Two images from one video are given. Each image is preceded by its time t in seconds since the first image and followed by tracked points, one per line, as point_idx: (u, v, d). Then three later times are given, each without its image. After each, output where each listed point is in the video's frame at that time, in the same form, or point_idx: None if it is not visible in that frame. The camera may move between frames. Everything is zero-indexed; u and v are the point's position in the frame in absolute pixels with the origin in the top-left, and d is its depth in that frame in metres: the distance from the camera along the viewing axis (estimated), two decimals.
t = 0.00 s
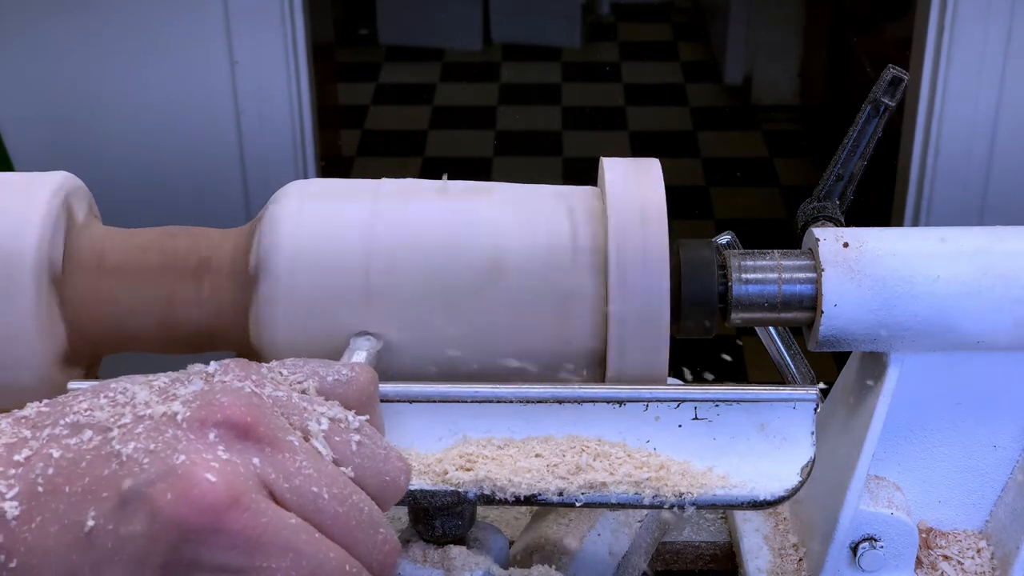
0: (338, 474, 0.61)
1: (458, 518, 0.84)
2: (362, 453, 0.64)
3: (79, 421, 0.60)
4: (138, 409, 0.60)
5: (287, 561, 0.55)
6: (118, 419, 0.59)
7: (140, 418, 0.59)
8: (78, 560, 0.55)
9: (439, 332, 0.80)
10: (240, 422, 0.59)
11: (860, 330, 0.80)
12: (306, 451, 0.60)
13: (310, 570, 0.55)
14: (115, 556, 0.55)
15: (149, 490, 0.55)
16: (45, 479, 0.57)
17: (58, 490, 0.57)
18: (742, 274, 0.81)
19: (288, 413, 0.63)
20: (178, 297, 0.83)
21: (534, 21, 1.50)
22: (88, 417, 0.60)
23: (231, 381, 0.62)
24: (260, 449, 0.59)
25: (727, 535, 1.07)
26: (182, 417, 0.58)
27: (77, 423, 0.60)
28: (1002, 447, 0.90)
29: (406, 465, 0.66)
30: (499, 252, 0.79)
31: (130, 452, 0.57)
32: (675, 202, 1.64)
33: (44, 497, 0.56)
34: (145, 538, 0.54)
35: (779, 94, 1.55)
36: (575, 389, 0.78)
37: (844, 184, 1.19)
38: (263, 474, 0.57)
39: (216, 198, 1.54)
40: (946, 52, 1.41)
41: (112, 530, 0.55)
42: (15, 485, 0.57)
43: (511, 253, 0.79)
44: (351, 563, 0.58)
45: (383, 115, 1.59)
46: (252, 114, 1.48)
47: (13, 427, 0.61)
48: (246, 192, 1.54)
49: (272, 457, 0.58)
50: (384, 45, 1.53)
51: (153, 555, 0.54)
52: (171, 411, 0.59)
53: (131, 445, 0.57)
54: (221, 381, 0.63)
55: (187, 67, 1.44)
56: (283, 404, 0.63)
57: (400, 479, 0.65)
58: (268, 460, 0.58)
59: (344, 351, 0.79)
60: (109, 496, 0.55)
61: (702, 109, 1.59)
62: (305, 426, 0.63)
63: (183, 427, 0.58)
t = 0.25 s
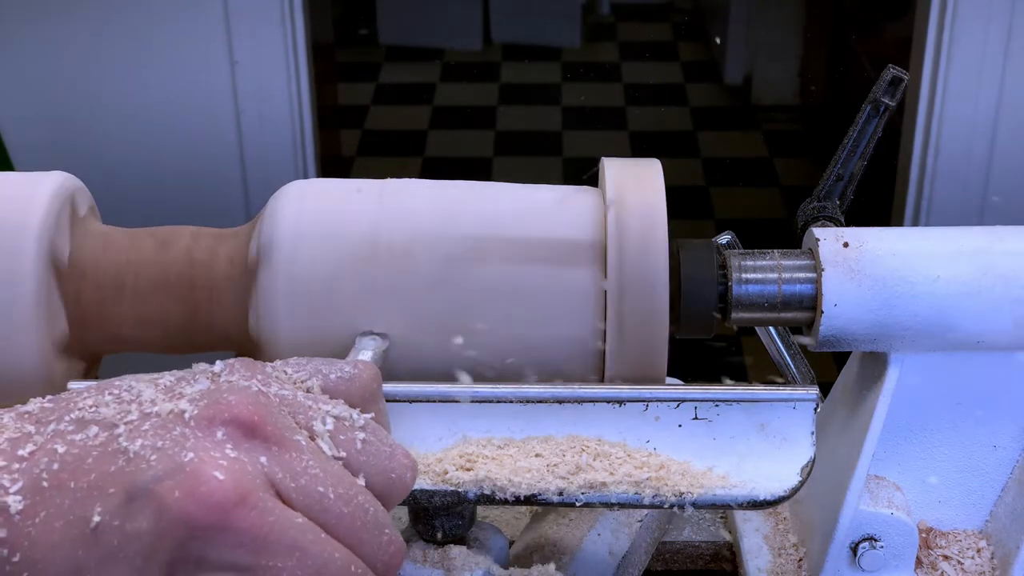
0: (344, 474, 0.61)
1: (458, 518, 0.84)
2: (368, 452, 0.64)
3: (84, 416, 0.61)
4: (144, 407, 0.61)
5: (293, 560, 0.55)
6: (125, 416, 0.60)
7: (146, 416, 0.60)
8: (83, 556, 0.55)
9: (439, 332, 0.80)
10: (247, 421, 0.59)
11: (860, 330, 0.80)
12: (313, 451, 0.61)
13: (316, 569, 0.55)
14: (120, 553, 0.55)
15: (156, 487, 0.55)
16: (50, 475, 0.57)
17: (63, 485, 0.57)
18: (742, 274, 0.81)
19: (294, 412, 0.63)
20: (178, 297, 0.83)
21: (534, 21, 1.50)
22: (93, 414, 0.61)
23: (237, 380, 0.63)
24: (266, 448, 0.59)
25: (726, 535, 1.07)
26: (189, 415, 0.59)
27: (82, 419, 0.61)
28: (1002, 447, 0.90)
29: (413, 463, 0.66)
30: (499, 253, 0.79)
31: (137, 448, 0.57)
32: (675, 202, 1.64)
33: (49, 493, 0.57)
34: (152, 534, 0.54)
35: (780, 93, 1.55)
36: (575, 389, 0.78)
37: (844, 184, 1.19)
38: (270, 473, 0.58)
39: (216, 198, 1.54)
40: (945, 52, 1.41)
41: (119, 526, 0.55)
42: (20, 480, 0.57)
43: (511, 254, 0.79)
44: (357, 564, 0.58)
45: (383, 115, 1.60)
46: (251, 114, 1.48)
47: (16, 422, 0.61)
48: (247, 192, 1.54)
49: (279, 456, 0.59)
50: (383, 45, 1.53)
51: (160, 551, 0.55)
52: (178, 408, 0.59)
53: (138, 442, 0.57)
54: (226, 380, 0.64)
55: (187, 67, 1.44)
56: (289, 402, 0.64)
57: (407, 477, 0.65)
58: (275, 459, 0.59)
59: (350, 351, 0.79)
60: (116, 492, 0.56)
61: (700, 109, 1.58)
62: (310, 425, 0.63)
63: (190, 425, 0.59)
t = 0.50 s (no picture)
0: (348, 472, 0.62)
1: (457, 518, 0.84)
2: (372, 447, 0.64)
3: (87, 416, 0.61)
4: (148, 408, 0.61)
5: (299, 560, 0.55)
6: (128, 416, 0.60)
7: (151, 416, 0.60)
8: (86, 555, 0.55)
9: (438, 332, 0.79)
10: (252, 421, 0.60)
11: (860, 330, 0.80)
12: (318, 450, 0.61)
13: (322, 569, 0.56)
14: (125, 551, 0.55)
15: (162, 486, 0.55)
16: (53, 474, 0.57)
17: (66, 485, 0.57)
18: (742, 274, 0.81)
19: (297, 410, 0.64)
20: (177, 296, 0.83)
21: (534, 21, 1.50)
22: (97, 415, 0.61)
23: (241, 381, 0.64)
24: (272, 448, 0.59)
25: (726, 535, 1.07)
26: (194, 416, 0.59)
27: (84, 419, 0.61)
28: (1002, 447, 0.90)
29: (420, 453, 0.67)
30: (499, 253, 0.79)
31: (142, 448, 0.57)
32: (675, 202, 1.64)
33: (53, 492, 0.57)
34: (156, 532, 0.55)
35: (780, 93, 1.55)
36: (575, 389, 0.78)
37: (843, 184, 1.19)
38: (276, 472, 0.58)
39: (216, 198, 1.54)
40: (945, 52, 1.41)
41: (123, 525, 0.55)
42: (22, 479, 0.57)
43: (511, 255, 0.79)
44: (362, 564, 0.58)
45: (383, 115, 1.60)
46: (251, 114, 1.48)
47: (18, 421, 0.61)
48: (247, 192, 1.54)
49: (284, 456, 0.59)
50: (384, 45, 1.53)
51: (165, 550, 0.55)
52: (182, 409, 0.60)
53: (143, 442, 0.57)
54: (230, 381, 0.64)
55: (187, 67, 1.44)
56: (291, 399, 0.64)
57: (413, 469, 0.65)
58: (280, 458, 0.59)
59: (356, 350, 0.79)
60: (120, 491, 0.56)
61: (701, 109, 1.58)
62: (314, 423, 0.64)
63: (195, 425, 0.59)
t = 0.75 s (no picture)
0: (355, 472, 0.62)
1: (457, 518, 0.84)
2: (377, 445, 0.65)
3: (93, 415, 0.61)
4: (153, 408, 0.61)
5: (305, 560, 0.55)
6: (134, 416, 0.61)
7: (156, 417, 0.60)
8: (92, 554, 0.55)
9: (438, 331, 0.79)
10: (259, 422, 0.60)
11: (860, 330, 0.80)
12: (324, 450, 0.62)
13: (328, 569, 0.56)
14: (131, 551, 0.55)
15: (168, 486, 0.55)
16: (58, 473, 0.57)
17: (70, 484, 0.57)
18: (742, 274, 0.81)
19: (303, 410, 0.64)
20: (176, 297, 0.83)
21: (533, 21, 1.50)
22: (102, 415, 0.61)
23: (246, 382, 0.64)
24: (278, 448, 0.60)
25: (727, 536, 1.06)
26: (200, 416, 0.60)
27: (90, 419, 0.61)
28: (1002, 447, 0.90)
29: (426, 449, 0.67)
30: (499, 253, 0.79)
31: (148, 448, 0.58)
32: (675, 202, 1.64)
33: (57, 491, 0.57)
34: (162, 530, 0.55)
35: (780, 94, 1.54)
36: (575, 389, 0.77)
37: (843, 184, 1.19)
38: (282, 472, 0.59)
39: (216, 198, 1.54)
40: (945, 52, 1.41)
41: (128, 524, 0.55)
42: (26, 478, 0.57)
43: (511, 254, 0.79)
44: (367, 565, 0.58)
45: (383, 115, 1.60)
46: (251, 114, 1.48)
47: (21, 420, 0.61)
48: (246, 192, 1.54)
49: (290, 456, 0.60)
50: (384, 45, 1.53)
51: (172, 549, 0.55)
52: (188, 410, 0.60)
53: (149, 442, 0.58)
54: (235, 382, 0.64)
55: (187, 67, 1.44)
56: (296, 399, 0.65)
57: (419, 464, 0.66)
58: (286, 459, 0.60)
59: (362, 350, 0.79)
60: (125, 490, 0.56)
61: (701, 109, 1.59)
62: (319, 423, 0.64)
63: (201, 425, 0.59)
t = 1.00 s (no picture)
0: (361, 472, 0.62)
1: (457, 518, 0.84)
2: (382, 444, 0.65)
3: (98, 414, 0.62)
4: (159, 408, 0.62)
5: (312, 559, 0.56)
6: (140, 416, 0.61)
7: (163, 416, 0.61)
8: (98, 554, 0.55)
9: (439, 331, 0.80)
10: (265, 422, 0.61)
11: (860, 330, 0.80)
12: (331, 450, 0.62)
13: (335, 569, 0.57)
14: (139, 551, 0.55)
15: (175, 486, 0.56)
16: (64, 473, 0.58)
17: (76, 484, 0.57)
18: (742, 274, 0.81)
19: (309, 410, 0.65)
20: (177, 298, 0.83)
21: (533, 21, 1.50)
22: (109, 414, 0.61)
23: (252, 382, 0.64)
24: (285, 448, 0.61)
25: (727, 535, 1.07)
26: (207, 417, 0.60)
27: (95, 418, 0.61)
28: (1002, 447, 0.90)
29: (431, 447, 0.67)
30: (499, 253, 0.79)
31: (155, 448, 0.58)
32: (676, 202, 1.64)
33: (63, 491, 0.57)
34: (168, 530, 0.55)
35: (780, 93, 1.54)
36: (575, 389, 0.78)
37: (843, 184, 1.19)
38: (289, 473, 0.59)
39: (216, 198, 1.54)
40: (945, 52, 1.41)
41: (135, 523, 0.56)
42: (32, 477, 0.57)
43: (510, 254, 0.79)
44: (374, 565, 0.59)
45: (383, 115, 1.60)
46: (251, 113, 1.48)
47: (26, 419, 0.62)
48: (247, 192, 1.54)
49: (298, 457, 0.60)
50: (384, 45, 1.53)
51: (178, 549, 0.55)
52: (195, 410, 0.61)
53: (156, 442, 0.58)
54: (240, 381, 0.65)
55: (188, 67, 1.44)
56: (302, 399, 0.65)
57: (425, 462, 0.66)
58: (293, 459, 0.60)
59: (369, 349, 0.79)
60: (132, 490, 0.56)
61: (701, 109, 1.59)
62: (325, 423, 0.65)
63: (208, 426, 0.60)
